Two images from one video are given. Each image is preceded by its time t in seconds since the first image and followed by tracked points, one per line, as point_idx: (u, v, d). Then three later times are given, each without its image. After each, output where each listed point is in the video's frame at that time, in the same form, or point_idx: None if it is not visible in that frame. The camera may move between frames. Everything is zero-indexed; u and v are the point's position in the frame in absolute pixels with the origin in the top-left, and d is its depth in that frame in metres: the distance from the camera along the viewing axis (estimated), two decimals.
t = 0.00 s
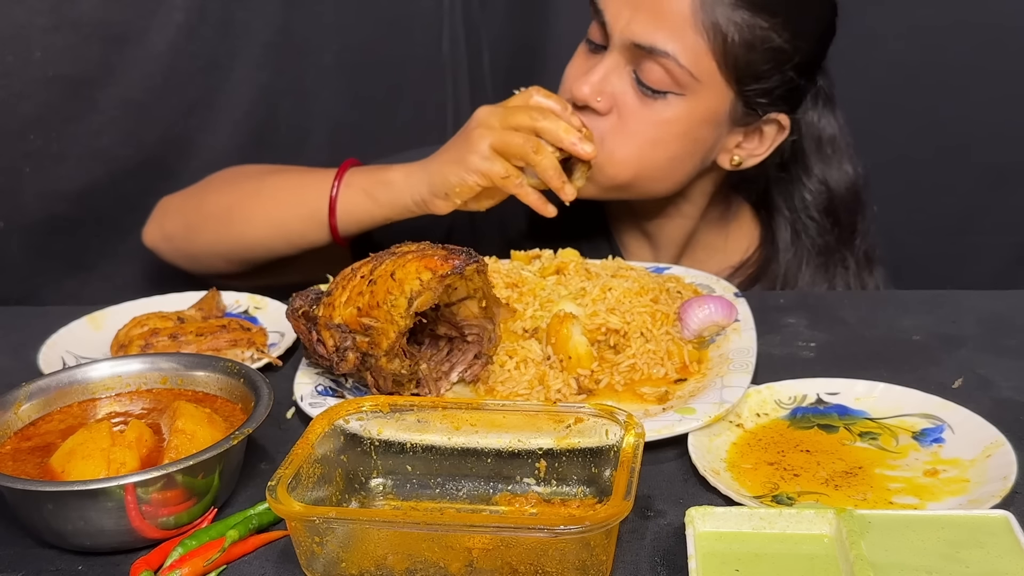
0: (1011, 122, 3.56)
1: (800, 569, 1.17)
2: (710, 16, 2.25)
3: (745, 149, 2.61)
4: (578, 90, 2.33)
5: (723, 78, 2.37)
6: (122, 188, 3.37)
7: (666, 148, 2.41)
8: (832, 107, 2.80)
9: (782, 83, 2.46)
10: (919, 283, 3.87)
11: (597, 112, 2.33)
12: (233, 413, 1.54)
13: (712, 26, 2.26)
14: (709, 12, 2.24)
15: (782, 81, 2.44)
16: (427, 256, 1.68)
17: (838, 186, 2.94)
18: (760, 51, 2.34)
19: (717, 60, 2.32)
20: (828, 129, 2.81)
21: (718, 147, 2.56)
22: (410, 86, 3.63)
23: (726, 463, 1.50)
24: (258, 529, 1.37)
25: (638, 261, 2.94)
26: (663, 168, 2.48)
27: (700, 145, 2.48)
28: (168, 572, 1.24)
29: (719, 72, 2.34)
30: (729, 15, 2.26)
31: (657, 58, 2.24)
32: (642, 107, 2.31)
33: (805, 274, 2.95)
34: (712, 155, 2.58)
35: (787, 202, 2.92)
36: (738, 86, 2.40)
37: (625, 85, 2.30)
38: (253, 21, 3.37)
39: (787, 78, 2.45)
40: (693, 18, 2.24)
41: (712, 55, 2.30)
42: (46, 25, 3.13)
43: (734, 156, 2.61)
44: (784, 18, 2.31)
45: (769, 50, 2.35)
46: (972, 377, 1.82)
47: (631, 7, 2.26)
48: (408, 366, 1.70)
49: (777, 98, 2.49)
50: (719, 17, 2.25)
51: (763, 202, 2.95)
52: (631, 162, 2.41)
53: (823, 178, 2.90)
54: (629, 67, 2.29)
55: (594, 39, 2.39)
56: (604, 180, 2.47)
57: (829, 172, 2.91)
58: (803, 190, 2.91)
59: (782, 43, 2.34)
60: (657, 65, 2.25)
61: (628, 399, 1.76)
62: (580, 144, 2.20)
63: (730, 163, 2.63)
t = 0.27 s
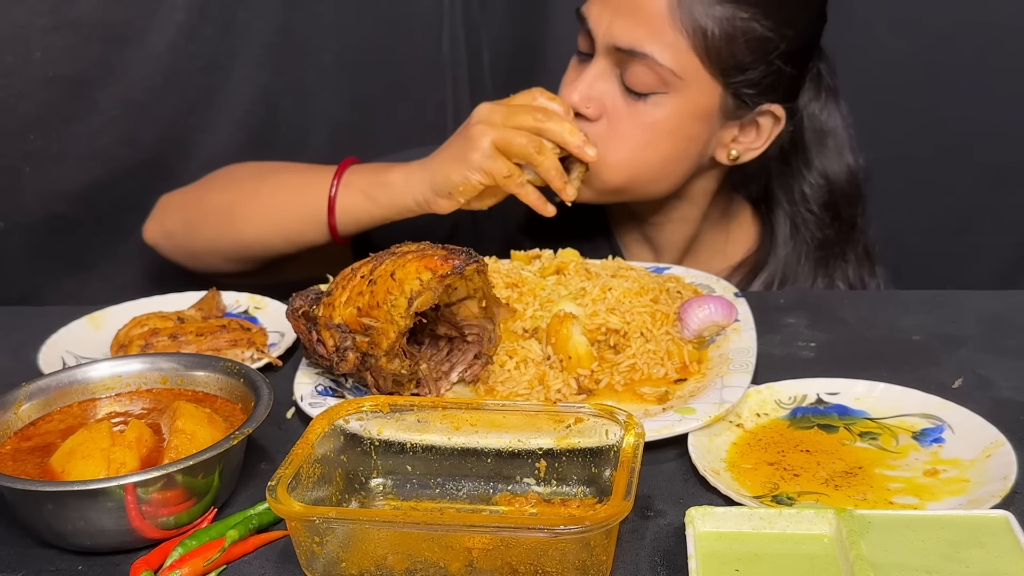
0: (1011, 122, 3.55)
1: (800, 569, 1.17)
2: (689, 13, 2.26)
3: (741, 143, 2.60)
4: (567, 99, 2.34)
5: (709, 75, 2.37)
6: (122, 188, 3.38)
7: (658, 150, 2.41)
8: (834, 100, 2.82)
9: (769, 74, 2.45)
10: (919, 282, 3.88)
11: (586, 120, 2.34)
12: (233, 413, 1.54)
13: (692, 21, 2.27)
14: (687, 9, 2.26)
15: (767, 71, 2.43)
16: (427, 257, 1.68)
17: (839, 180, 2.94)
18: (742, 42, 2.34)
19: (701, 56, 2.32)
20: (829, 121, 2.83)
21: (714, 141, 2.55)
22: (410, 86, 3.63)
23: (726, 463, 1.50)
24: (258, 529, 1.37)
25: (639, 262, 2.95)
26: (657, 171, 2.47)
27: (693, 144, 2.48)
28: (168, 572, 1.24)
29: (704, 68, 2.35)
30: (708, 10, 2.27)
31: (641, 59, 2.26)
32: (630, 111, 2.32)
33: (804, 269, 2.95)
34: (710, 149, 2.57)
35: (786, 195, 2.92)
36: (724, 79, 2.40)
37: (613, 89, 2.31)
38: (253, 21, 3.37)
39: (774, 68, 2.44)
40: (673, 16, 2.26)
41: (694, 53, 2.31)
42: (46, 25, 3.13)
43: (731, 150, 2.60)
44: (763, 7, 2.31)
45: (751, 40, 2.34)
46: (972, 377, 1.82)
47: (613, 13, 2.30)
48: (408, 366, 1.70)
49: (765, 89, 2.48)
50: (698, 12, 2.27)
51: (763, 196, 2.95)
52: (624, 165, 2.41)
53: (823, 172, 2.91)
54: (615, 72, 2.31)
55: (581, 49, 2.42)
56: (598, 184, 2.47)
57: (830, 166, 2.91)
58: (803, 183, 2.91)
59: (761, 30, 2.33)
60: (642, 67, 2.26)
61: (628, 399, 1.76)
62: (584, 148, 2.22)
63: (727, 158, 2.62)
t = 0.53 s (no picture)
0: (1011, 122, 3.56)
1: (800, 569, 1.17)
2: (682, 8, 2.27)
3: (740, 138, 2.60)
4: (563, 99, 2.34)
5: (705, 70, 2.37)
6: (122, 188, 3.37)
7: (657, 147, 2.41)
8: (831, 96, 2.83)
9: (766, 67, 2.46)
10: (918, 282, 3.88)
11: (583, 119, 2.33)
12: (233, 413, 1.54)
13: (685, 16, 2.28)
14: (680, 4, 2.27)
15: (763, 64, 2.44)
16: (427, 257, 1.68)
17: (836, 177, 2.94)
18: (737, 35, 2.35)
19: (696, 52, 2.33)
20: (826, 117, 2.83)
21: (714, 136, 2.55)
22: (410, 86, 3.63)
23: (726, 463, 1.50)
24: (258, 529, 1.37)
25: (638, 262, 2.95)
26: (656, 168, 2.47)
27: (692, 139, 2.47)
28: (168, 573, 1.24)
29: (700, 63, 2.35)
30: (702, 6, 2.29)
31: (638, 56, 2.26)
32: (628, 108, 2.32)
33: (800, 265, 2.94)
34: (709, 145, 2.57)
35: (783, 191, 2.92)
36: (720, 74, 2.40)
37: (610, 87, 2.31)
38: (253, 21, 3.37)
39: (770, 61, 2.46)
40: (668, 12, 2.27)
41: (690, 49, 2.32)
42: (45, 25, 3.13)
43: (730, 145, 2.60)
44: None
45: (747, 33, 2.36)
46: (972, 377, 1.82)
47: (606, 11, 2.30)
48: (407, 366, 1.70)
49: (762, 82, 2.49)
50: (692, 8, 2.28)
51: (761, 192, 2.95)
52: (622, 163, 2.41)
53: (820, 169, 2.91)
54: (612, 69, 2.31)
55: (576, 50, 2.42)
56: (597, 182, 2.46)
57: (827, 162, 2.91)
58: (800, 179, 2.91)
59: (756, 23, 2.35)
60: (638, 63, 2.27)
61: (628, 399, 1.76)
62: (569, 154, 2.21)
63: (726, 154, 2.62)
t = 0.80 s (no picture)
0: (1011, 121, 3.56)
1: (799, 569, 1.17)
2: None
3: (744, 135, 2.60)
4: (572, 86, 2.34)
5: (716, 64, 2.38)
6: (122, 188, 3.37)
7: (662, 139, 2.41)
8: (830, 97, 2.83)
9: (776, 64, 2.47)
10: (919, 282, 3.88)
11: (591, 107, 2.34)
12: (233, 413, 1.54)
13: (702, 8, 2.27)
14: None
15: (774, 61, 2.45)
16: (427, 257, 1.68)
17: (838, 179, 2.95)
18: (750, 31, 2.35)
19: (710, 44, 2.33)
20: (826, 118, 2.83)
21: (716, 133, 2.55)
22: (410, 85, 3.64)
23: (726, 463, 1.50)
24: (258, 529, 1.37)
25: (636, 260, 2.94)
26: (660, 160, 2.47)
27: (697, 133, 2.48)
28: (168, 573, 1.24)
29: (712, 56, 2.36)
30: None
31: (650, 45, 2.26)
32: (636, 98, 2.33)
33: (802, 266, 2.95)
34: (712, 143, 2.57)
35: (785, 193, 2.93)
36: (732, 68, 2.41)
37: (620, 76, 2.32)
38: (254, 21, 3.38)
39: (780, 59, 2.46)
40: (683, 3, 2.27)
41: (704, 41, 2.32)
42: (46, 25, 3.13)
43: (734, 142, 2.60)
44: None
45: (760, 29, 2.35)
46: (972, 377, 1.82)
47: None
48: (408, 366, 1.70)
49: (771, 79, 2.50)
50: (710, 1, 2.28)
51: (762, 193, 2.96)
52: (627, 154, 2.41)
53: (822, 171, 2.91)
54: (623, 58, 2.31)
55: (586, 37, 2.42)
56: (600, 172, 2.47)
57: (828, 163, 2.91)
58: (802, 181, 2.92)
59: (773, 19, 2.35)
60: (650, 52, 2.27)
61: (628, 399, 1.76)
62: (472, 152, 2.02)
63: (731, 150, 2.62)
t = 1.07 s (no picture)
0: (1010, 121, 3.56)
1: (799, 569, 1.17)
2: None
3: (748, 138, 2.62)
4: (584, 73, 2.32)
5: (730, 63, 2.38)
6: (122, 188, 3.37)
7: (670, 132, 2.40)
8: (827, 107, 2.83)
9: (789, 69, 2.51)
10: (919, 283, 3.88)
11: (601, 96, 2.33)
12: (233, 413, 1.54)
13: (721, 7, 2.28)
14: None
15: (787, 66, 2.49)
16: (427, 256, 1.68)
17: (837, 188, 2.97)
18: (767, 34, 2.37)
19: (724, 42, 2.34)
20: (824, 128, 2.84)
21: (722, 137, 2.55)
22: (410, 85, 3.65)
23: (726, 463, 1.50)
24: (258, 529, 1.37)
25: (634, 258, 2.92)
26: (666, 154, 2.46)
27: (704, 131, 2.48)
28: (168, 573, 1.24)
29: (727, 55, 2.36)
30: None
31: (666, 38, 2.25)
32: (648, 89, 2.32)
33: (802, 273, 2.93)
34: (717, 146, 2.58)
35: (785, 203, 2.94)
36: (745, 69, 2.42)
37: (632, 68, 2.30)
38: (253, 21, 3.39)
39: (792, 64, 2.50)
40: None
41: (719, 38, 2.32)
42: (46, 25, 3.11)
43: (739, 145, 2.61)
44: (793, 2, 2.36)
45: (775, 33, 2.38)
46: (972, 377, 1.82)
47: None
48: (408, 366, 1.70)
49: (781, 83, 2.52)
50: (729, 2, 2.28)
51: (761, 202, 2.98)
52: (634, 146, 2.40)
53: (821, 180, 2.94)
54: (636, 50, 2.30)
55: (600, 25, 2.40)
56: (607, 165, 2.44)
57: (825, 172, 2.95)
58: (801, 190, 2.94)
59: (790, 26, 2.39)
60: (665, 47, 2.26)
61: (628, 399, 1.76)
62: (503, 144, 2.01)
63: (735, 153, 2.63)
